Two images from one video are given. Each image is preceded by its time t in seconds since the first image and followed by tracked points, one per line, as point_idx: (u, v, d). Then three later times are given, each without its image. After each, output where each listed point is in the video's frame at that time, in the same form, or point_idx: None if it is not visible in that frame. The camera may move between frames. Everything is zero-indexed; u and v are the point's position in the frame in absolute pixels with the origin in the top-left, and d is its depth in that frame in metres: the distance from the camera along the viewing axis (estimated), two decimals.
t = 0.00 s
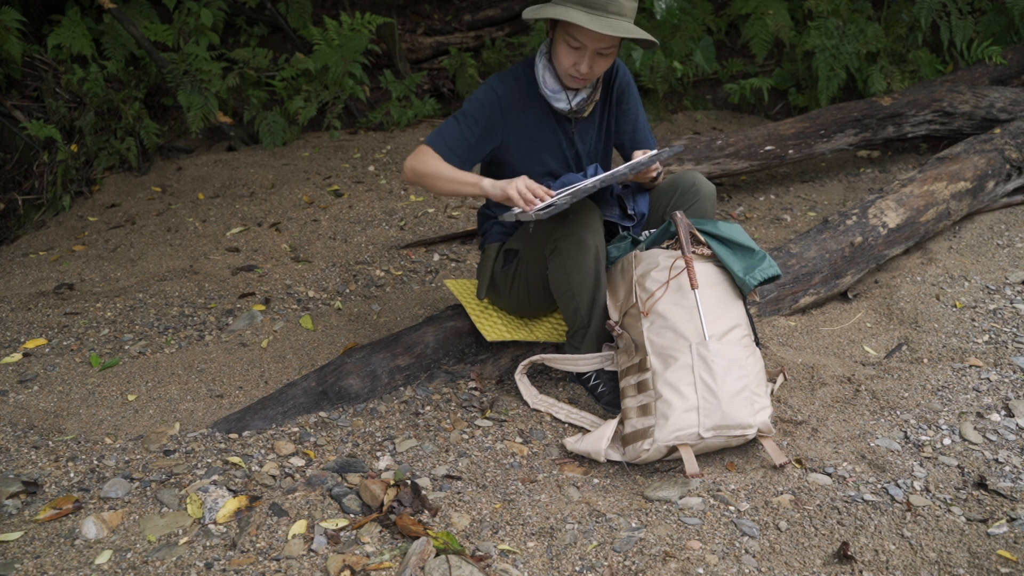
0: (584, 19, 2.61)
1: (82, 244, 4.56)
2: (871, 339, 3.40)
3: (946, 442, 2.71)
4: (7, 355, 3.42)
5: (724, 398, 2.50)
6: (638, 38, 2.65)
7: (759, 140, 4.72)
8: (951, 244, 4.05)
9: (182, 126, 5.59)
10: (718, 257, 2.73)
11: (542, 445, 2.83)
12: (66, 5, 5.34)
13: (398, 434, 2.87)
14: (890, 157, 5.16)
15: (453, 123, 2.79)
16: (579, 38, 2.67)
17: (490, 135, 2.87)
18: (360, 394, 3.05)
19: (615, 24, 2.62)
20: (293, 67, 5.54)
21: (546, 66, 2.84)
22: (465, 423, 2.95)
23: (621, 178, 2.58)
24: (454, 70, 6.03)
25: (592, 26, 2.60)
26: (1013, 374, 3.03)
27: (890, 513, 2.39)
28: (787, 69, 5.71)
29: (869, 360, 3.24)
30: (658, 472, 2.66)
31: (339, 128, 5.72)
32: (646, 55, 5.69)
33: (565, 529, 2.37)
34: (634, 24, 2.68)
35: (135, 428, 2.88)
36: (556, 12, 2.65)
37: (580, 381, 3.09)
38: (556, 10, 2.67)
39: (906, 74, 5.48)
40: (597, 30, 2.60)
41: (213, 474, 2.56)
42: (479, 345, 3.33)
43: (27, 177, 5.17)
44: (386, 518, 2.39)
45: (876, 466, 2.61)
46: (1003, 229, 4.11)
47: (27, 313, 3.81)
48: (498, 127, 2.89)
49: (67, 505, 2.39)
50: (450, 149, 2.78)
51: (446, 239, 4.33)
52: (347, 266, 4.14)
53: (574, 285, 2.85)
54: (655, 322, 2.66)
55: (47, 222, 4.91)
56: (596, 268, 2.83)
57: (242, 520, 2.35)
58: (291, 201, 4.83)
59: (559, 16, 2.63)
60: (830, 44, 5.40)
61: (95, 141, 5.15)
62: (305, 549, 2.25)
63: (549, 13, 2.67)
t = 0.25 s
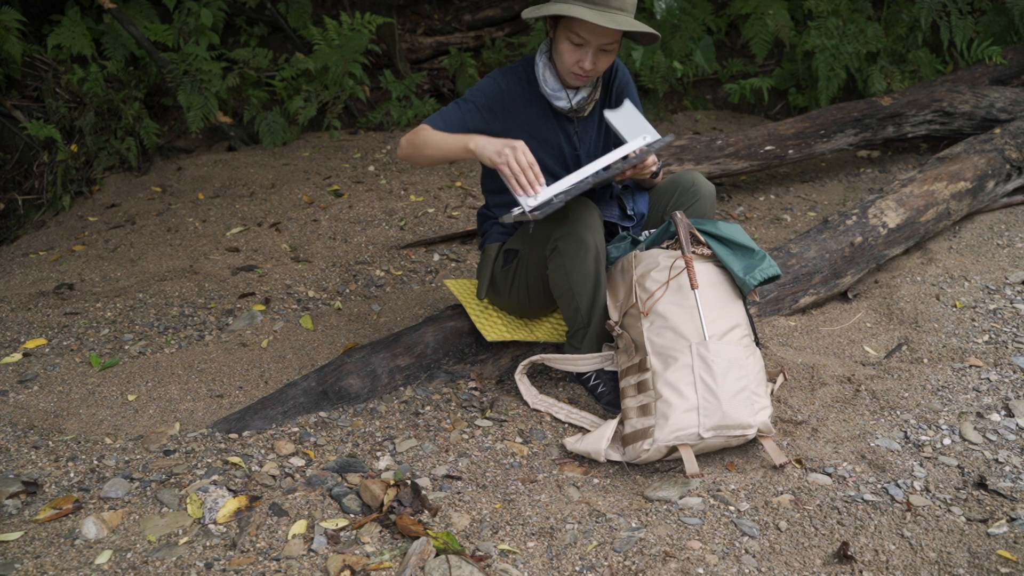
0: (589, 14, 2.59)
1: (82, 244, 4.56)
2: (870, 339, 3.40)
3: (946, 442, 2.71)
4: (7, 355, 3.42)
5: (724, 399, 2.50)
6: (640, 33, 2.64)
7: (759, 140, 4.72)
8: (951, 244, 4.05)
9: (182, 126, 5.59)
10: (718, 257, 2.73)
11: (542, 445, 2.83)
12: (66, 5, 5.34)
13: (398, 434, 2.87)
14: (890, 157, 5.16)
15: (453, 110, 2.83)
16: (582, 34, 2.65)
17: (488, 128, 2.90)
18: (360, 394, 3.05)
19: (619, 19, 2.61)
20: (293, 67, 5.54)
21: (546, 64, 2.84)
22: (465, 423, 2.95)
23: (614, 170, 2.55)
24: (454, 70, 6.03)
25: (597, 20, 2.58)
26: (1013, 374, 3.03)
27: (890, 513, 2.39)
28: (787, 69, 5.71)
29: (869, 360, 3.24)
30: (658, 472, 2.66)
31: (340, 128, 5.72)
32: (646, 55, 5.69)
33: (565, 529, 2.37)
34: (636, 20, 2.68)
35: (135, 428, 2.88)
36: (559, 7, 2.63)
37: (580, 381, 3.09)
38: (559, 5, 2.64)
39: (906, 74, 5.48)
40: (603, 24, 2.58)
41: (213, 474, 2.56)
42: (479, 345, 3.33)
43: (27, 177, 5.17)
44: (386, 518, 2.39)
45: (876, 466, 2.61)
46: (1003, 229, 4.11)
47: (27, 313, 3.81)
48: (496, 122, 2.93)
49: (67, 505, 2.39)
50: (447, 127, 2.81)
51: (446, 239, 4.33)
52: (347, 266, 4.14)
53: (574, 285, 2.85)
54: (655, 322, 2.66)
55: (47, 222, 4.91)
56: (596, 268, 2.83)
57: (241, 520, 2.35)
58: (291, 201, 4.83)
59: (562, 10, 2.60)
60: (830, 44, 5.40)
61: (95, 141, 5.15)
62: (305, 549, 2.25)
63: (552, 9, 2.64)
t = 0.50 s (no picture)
0: (590, 12, 2.59)
1: (82, 244, 4.56)
2: (871, 339, 3.40)
3: (946, 441, 2.71)
4: (7, 355, 3.42)
5: (724, 399, 2.50)
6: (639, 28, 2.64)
7: (759, 140, 4.72)
8: (951, 244, 4.05)
9: (183, 126, 5.59)
10: (718, 257, 2.73)
11: (542, 445, 2.83)
12: (66, 5, 5.34)
13: (398, 434, 2.87)
14: (890, 157, 5.16)
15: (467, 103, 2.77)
16: (582, 31, 2.65)
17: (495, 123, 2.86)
18: (360, 394, 3.05)
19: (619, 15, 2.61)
20: (293, 67, 5.54)
21: (546, 62, 2.84)
22: (465, 423, 2.95)
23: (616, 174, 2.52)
24: (454, 70, 6.03)
25: (598, 18, 2.58)
26: (1013, 374, 3.03)
27: (890, 513, 2.39)
28: (787, 69, 5.71)
29: (869, 360, 3.24)
30: (658, 472, 2.66)
31: (340, 128, 5.72)
32: (646, 55, 5.69)
33: (565, 529, 2.37)
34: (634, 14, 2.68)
35: (135, 428, 2.88)
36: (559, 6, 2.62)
37: (580, 381, 3.09)
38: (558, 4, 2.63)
39: (906, 74, 5.48)
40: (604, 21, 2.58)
41: (213, 474, 2.56)
42: (479, 345, 3.33)
43: (27, 177, 5.17)
44: (386, 518, 2.39)
45: (876, 466, 2.61)
46: (1003, 229, 4.11)
47: (27, 313, 3.81)
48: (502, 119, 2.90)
49: (67, 505, 2.39)
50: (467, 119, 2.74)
51: (446, 239, 4.33)
52: (347, 266, 4.14)
53: (574, 285, 2.85)
54: (655, 323, 2.66)
55: (47, 221, 4.91)
56: (596, 269, 2.83)
57: (242, 519, 2.35)
58: (291, 201, 4.83)
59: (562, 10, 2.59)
60: (830, 44, 5.40)
61: (95, 141, 5.14)
62: (305, 549, 2.25)
63: (551, 8, 2.63)
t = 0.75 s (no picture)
0: (593, 25, 2.59)
1: (82, 244, 4.56)
2: (870, 339, 3.40)
3: (946, 441, 2.71)
4: (7, 355, 3.42)
5: (724, 399, 2.50)
6: (639, 36, 2.67)
7: (759, 140, 4.72)
8: (951, 244, 4.05)
9: (183, 126, 5.59)
10: (719, 257, 2.73)
11: (542, 445, 2.83)
12: (66, 6, 5.34)
13: (398, 434, 2.87)
14: (890, 157, 5.16)
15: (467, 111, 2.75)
16: (584, 40, 2.65)
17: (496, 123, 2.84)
18: (360, 394, 3.05)
19: (621, 25, 2.62)
20: (293, 67, 5.54)
21: (544, 61, 2.85)
22: (465, 423, 2.95)
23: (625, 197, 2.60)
24: (454, 70, 6.03)
25: (601, 31, 2.59)
26: (1013, 374, 3.03)
27: (889, 513, 2.39)
28: (787, 69, 5.71)
29: (869, 360, 3.24)
30: (658, 472, 2.66)
31: (340, 128, 5.72)
32: (646, 55, 5.69)
33: (565, 529, 2.37)
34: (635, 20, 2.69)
35: (135, 428, 2.88)
36: (560, 18, 2.62)
37: (580, 381, 3.09)
38: (560, 15, 2.63)
39: (906, 74, 5.47)
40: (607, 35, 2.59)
41: (213, 474, 2.56)
42: (479, 345, 3.33)
43: (27, 177, 5.17)
44: (386, 518, 2.39)
45: (876, 466, 2.61)
46: (1003, 229, 4.11)
47: (27, 313, 3.81)
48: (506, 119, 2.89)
49: (67, 505, 2.39)
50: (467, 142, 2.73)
51: (446, 239, 4.33)
52: (347, 266, 4.14)
53: (574, 286, 2.84)
54: (655, 323, 2.66)
55: (48, 221, 4.91)
56: (596, 270, 2.83)
57: (242, 519, 2.35)
58: (291, 201, 4.83)
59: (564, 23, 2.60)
60: (830, 44, 5.40)
61: (95, 141, 5.14)
62: (305, 549, 2.25)
63: (553, 19, 2.63)
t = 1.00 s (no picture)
0: (583, 18, 2.59)
1: (82, 244, 4.56)
2: (871, 339, 3.40)
3: (946, 442, 2.71)
4: (7, 355, 3.42)
5: (724, 399, 2.50)
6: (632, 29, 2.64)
7: (759, 140, 4.72)
8: (951, 244, 4.05)
9: (183, 126, 5.59)
10: (719, 257, 2.73)
11: (542, 445, 2.83)
12: (66, 6, 5.35)
13: (398, 434, 2.87)
14: (890, 157, 5.16)
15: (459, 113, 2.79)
16: (576, 34, 2.65)
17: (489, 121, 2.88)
18: (360, 394, 3.05)
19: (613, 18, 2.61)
20: (293, 67, 5.54)
21: (539, 57, 2.84)
22: (465, 423, 2.95)
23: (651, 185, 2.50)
24: (454, 69, 6.03)
25: (591, 23, 2.59)
26: (1013, 374, 3.03)
27: (890, 513, 2.39)
28: (787, 69, 5.71)
29: (869, 360, 3.24)
30: (658, 472, 2.66)
31: (339, 128, 5.72)
32: (646, 55, 5.69)
33: (565, 529, 2.37)
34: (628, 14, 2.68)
35: (135, 428, 2.88)
36: (551, 10, 2.62)
37: (580, 381, 3.09)
38: (549, 8, 2.63)
39: (906, 74, 5.47)
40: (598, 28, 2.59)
41: (213, 474, 2.56)
42: (479, 345, 3.33)
43: (27, 177, 5.17)
44: (386, 518, 2.39)
45: (876, 466, 2.61)
46: (1003, 229, 4.11)
47: (27, 313, 3.81)
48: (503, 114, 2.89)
49: (67, 505, 2.39)
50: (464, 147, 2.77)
51: (446, 239, 4.33)
52: (347, 266, 4.14)
53: (574, 286, 2.84)
54: (655, 323, 2.66)
55: (47, 221, 4.91)
56: (595, 270, 2.83)
57: (242, 520, 2.35)
58: (291, 201, 4.83)
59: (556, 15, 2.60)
60: (830, 44, 5.40)
61: (95, 141, 5.14)
62: (305, 549, 2.25)
63: (544, 12, 2.63)
